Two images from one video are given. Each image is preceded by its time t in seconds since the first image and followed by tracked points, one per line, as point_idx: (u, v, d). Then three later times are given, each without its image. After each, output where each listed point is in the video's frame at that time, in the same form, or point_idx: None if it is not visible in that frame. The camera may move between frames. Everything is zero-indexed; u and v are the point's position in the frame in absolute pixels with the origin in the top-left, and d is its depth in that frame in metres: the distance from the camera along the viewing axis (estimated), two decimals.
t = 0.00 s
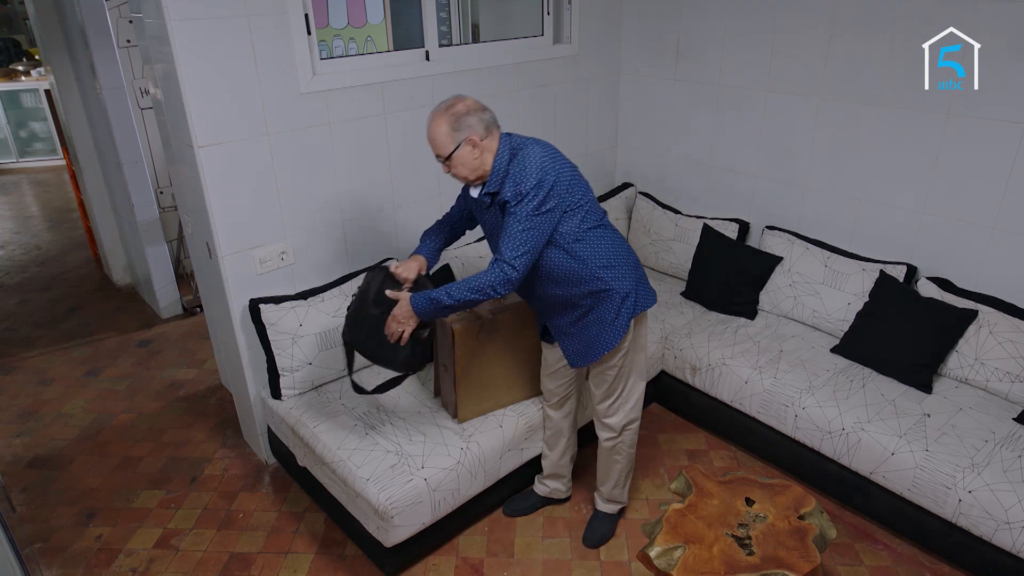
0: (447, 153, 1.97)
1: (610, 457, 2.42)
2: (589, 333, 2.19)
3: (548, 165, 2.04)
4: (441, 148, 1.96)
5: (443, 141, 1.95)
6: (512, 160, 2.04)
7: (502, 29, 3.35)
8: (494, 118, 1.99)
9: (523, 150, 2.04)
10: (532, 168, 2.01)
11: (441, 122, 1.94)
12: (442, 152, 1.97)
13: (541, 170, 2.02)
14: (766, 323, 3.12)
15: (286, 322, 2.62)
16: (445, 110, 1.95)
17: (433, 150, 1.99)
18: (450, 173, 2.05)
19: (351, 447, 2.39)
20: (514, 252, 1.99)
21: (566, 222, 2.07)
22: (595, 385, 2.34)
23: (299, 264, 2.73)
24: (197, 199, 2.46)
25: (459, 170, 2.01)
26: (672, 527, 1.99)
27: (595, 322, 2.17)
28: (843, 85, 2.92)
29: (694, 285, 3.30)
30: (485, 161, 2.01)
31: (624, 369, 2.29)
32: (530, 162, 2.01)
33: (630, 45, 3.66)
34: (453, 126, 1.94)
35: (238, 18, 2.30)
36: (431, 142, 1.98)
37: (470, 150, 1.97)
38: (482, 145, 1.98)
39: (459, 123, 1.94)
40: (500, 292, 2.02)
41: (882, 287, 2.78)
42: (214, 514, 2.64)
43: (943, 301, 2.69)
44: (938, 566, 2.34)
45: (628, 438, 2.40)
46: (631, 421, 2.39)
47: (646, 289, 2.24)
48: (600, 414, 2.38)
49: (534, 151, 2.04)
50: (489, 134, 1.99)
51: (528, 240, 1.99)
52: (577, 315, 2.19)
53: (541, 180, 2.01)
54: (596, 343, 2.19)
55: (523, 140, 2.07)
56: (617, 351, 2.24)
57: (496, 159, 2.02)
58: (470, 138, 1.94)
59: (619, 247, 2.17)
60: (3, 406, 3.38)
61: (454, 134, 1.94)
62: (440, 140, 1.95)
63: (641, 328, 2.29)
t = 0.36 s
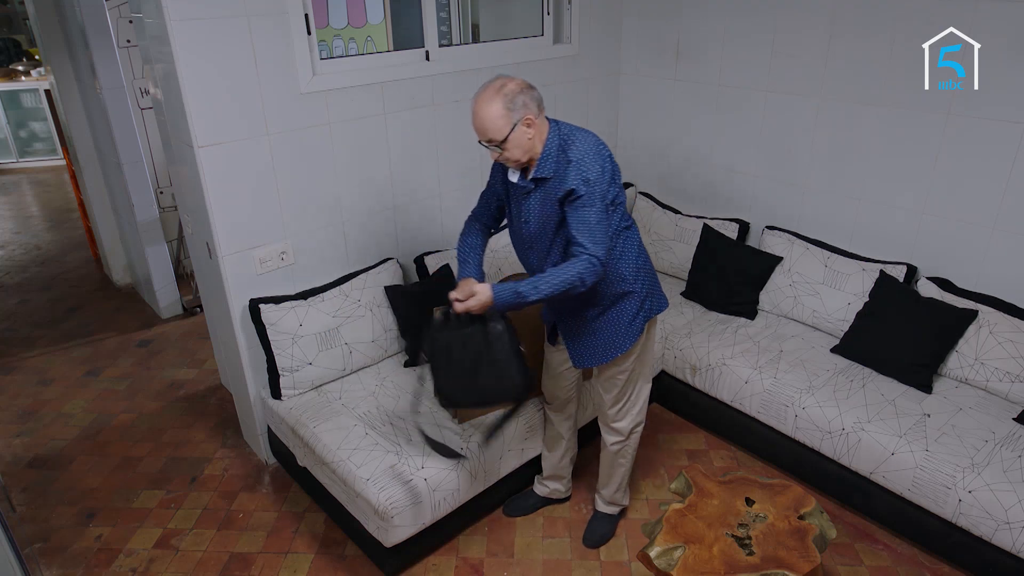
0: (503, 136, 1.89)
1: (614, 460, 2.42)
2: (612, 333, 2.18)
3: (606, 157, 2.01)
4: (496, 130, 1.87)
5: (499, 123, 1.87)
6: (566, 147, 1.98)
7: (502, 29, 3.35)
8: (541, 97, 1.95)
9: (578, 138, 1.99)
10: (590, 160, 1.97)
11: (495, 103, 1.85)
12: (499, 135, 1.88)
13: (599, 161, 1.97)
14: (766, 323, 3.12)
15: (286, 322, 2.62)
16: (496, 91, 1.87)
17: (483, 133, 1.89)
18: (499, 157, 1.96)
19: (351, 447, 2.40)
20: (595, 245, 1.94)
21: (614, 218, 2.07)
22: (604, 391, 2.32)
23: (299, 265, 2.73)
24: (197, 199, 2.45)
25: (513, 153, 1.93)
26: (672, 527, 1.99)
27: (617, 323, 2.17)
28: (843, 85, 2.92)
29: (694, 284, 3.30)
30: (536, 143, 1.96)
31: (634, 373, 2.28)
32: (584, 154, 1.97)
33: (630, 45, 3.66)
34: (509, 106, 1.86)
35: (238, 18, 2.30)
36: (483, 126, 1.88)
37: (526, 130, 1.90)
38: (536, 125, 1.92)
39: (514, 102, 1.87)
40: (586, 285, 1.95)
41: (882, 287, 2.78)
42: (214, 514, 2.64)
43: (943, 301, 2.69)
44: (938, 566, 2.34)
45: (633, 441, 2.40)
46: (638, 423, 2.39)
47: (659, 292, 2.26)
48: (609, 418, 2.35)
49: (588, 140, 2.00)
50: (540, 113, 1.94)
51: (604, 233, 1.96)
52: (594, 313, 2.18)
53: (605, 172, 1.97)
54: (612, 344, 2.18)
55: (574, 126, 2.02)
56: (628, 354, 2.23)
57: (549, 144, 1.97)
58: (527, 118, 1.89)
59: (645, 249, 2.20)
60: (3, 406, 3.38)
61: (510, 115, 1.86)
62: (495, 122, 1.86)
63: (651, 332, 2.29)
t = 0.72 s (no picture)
0: (546, 144, 1.91)
1: (622, 460, 2.41)
2: (643, 333, 2.20)
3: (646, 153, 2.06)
4: (539, 141, 1.90)
5: (541, 133, 1.89)
6: (609, 147, 2.00)
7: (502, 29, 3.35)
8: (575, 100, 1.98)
9: (618, 138, 2.02)
10: (637, 158, 2.00)
11: (534, 113, 1.88)
12: (542, 144, 1.90)
13: (642, 159, 2.01)
14: (766, 323, 3.12)
15: (286, 322, 2.62)
16: (533, 101, 1.89)
17: (525, 145, 1.92)
18: (541, 166, 1.99)
19: (351, 447, 2.40)
20: (658, 241, 2.01)
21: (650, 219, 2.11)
22: (618, 391, 2.31)
23: (299, 265, 2.73)
24: (197, 199, 2.45)
25: (555, 160, 1.95)
26: (672, 527, 1.99)
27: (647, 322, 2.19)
28: (843, 85, 2.92)
29: (694, 285, 3.31)
30: (575, 147, 1.99)
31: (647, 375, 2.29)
32: (630, 152, 2.00)
33: (630, 45, 3.66)
34: (548, 115, 1.89)
35: (237, 18, 2.30)
36: (525, 138, 1.90)
37: (567, 136, 1.93)
38: (574, 129, 1.95)
39: (552, 110, 1.89)
40: (655, 282, 2.02)
41: (882, 287, 2.78)
42: (214, 514, 2.64)
43: (943, 301, 2.69)
44: (938, 566, 2.34)
45: (640, 442, 2.41)
46: (647, 424, 2.39)
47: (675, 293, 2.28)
48: (622, 419, 2.34)
49: (627, 137, 2.03)
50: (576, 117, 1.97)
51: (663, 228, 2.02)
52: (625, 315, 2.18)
53: (651, 172, 2.01)
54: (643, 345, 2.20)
55: (607, 127, 2.05)
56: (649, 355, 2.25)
57: (588, 146, 2.00)
58: (567, 123, 1.91)
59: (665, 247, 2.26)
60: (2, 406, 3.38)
61: (551, 124, 1.89)
62: (537, 132, 1.88)
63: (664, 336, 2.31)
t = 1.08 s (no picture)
0: (561, 144, 1.93)
1: (624, 462, 2.40)
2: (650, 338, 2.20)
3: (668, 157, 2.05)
4: (553, 140, 1.92)
5: (556, 133, 1.91)
6: (631, 150, 1.99)
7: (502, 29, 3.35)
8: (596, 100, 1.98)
9: (640, 140, 2.01)
10: (657, 163, 1.99)
11: (551, 113, 1.90)
12: (556, 144, 1.93)
13: (664, 164, 2.00)
14: (766, 323, 3.12)
15: (286, 322, 2.62)
16: (551, 100, 1.90)
17: (540, 142, 1.94)
18: (556, 164, 2.01)
19: (351, 447, 2.40)
20: (675, 247, 2.01)
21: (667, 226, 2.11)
22: (623, 394, 2.31)
23: (299, 265, 2.73)
24: (197, 199, 2.45)
25: (569, 159, 1.98)
26: (672, 527, 1.99)
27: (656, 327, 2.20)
28: (843, 85, 2.92)
29: (694, 285, 3.31)
30: (591, 147, 2.00)
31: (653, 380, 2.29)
32: (650, 155, 1.99)
33: (631, 45, 3.66)
34: (565, 116, 1.90)
35: (237, 18, 2.30)
36: (540, 137, 1.93)
37: (583, 138, 1.95)
38: (592, 131, 1.96)
39: (569, 111, 1.90)
40: (668, 287, 2.04)
41: (882, 287, 2.78)
42: (214, 514, 2.64)
43: (943, 301, 2.69)
44: (938, 566, 2.34)
45: (643, 445, 2.41)
46: (652, 426, 2.38)
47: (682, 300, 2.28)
48: (627, 422, 2.34)
49: (649, 140, 2.03)
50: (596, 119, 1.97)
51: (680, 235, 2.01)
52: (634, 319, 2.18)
53: (671, 177, 2.00)
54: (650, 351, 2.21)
55: (630, 128, 2.05)
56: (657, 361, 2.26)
57: (608, 147, 2.02)
58: (583, 125, 1.92)
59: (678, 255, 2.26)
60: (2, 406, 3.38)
61: (566, 125, 1.91)
62: (551, 132, 1.91)
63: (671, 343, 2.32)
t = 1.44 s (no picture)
0: (559, 151, 1.94)
1: (625, 464, 2.41)
2: (653, 341, 2.19)
3: (667, 161, 2.05)
4: (552, 148, 1.93)
5: (553, 140, 1.92)
6: (628, 154, 2.00)
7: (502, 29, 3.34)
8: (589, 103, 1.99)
9: (638, 145, 2.01)
10: (655, 167, 1.99)
11: (546, 120, 1.90)
12: (554, 150, 1.94)
13: (662, 167, 2.00)
14: (766, 323, 3.12)
15: (286, 322, 2.62)
16: (545, 108, 1.91)
17: (538, 151, 1.95)
18: (556, 170, 2.02)
19: (351, 447, 2.40)
20: (677, 250, 2.01)
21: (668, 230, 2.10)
22: (624, 397, 2.31)
23: (299, 265, 2.73)
24: (197, 199, 2.45)
25: (569, 164, 1.99)
26: (672, 527, 1.99)
27: (658, 330, 2.19)
28: (843, 85, 2.92)
29: (694, 285, 3.30)
30: (590, 149, 2.01)
31: (655, 384, 2.29)
32: (648, 159, 1.99)
33: (631, 45, 3.66)
34: (561, 122, 1.91)
35: (237, 18, 2.30)
36: (538, 146, 1.93)
37: (580, 141, 1.95)
38: (589, 133, 1.97)
39: (564, 117, 1.91)
40: (670, 289, 2.03)
41: (882, 287, 2.79)
42: (214, 514, 2.64)
43: (943, 301, 2.69)
44: (939, 566, 2.34)
45: (644, 448, 2.41)
46: (654, 430, 2.38)
47: (684, 305, 2.27)
48: (629, 425, 2.34)
49: (648, 144, 2.02)
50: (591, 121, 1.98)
51: (683, 237, 2.01)
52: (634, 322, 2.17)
53: (669, 182, 1.99)
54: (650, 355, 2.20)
55: (628, 132, 2.05)
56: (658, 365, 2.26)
57: (605, 150, 2.02)
58: (580, 129, 1.93)
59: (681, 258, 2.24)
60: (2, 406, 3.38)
61: (563, 130, 1.91)
62: (549, 139, 1.91)
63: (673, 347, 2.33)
